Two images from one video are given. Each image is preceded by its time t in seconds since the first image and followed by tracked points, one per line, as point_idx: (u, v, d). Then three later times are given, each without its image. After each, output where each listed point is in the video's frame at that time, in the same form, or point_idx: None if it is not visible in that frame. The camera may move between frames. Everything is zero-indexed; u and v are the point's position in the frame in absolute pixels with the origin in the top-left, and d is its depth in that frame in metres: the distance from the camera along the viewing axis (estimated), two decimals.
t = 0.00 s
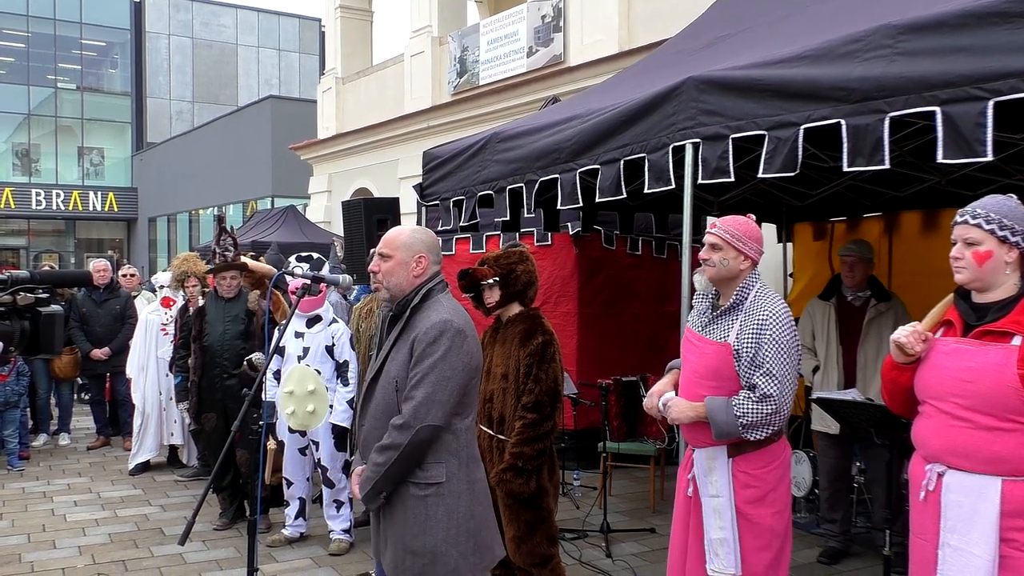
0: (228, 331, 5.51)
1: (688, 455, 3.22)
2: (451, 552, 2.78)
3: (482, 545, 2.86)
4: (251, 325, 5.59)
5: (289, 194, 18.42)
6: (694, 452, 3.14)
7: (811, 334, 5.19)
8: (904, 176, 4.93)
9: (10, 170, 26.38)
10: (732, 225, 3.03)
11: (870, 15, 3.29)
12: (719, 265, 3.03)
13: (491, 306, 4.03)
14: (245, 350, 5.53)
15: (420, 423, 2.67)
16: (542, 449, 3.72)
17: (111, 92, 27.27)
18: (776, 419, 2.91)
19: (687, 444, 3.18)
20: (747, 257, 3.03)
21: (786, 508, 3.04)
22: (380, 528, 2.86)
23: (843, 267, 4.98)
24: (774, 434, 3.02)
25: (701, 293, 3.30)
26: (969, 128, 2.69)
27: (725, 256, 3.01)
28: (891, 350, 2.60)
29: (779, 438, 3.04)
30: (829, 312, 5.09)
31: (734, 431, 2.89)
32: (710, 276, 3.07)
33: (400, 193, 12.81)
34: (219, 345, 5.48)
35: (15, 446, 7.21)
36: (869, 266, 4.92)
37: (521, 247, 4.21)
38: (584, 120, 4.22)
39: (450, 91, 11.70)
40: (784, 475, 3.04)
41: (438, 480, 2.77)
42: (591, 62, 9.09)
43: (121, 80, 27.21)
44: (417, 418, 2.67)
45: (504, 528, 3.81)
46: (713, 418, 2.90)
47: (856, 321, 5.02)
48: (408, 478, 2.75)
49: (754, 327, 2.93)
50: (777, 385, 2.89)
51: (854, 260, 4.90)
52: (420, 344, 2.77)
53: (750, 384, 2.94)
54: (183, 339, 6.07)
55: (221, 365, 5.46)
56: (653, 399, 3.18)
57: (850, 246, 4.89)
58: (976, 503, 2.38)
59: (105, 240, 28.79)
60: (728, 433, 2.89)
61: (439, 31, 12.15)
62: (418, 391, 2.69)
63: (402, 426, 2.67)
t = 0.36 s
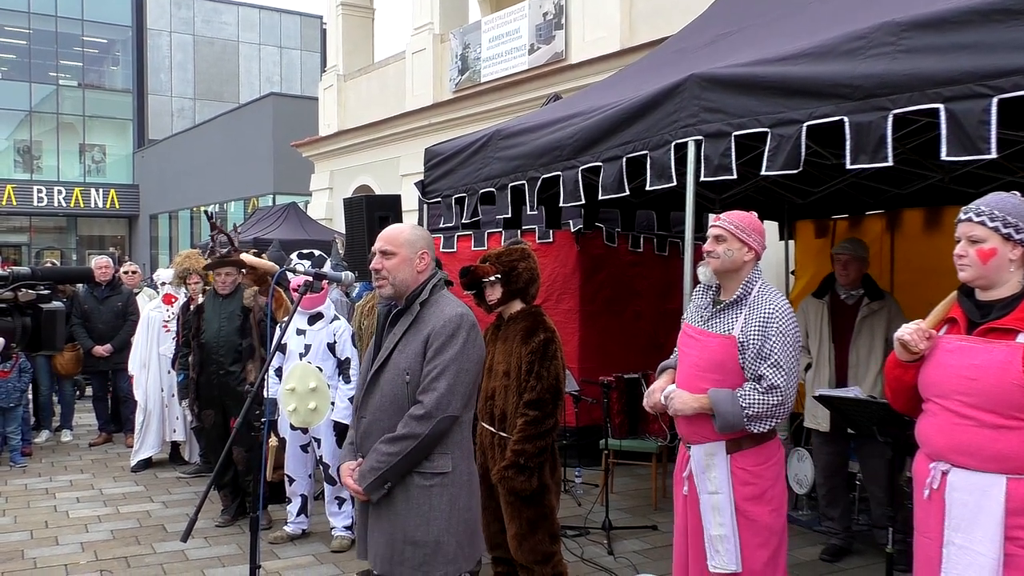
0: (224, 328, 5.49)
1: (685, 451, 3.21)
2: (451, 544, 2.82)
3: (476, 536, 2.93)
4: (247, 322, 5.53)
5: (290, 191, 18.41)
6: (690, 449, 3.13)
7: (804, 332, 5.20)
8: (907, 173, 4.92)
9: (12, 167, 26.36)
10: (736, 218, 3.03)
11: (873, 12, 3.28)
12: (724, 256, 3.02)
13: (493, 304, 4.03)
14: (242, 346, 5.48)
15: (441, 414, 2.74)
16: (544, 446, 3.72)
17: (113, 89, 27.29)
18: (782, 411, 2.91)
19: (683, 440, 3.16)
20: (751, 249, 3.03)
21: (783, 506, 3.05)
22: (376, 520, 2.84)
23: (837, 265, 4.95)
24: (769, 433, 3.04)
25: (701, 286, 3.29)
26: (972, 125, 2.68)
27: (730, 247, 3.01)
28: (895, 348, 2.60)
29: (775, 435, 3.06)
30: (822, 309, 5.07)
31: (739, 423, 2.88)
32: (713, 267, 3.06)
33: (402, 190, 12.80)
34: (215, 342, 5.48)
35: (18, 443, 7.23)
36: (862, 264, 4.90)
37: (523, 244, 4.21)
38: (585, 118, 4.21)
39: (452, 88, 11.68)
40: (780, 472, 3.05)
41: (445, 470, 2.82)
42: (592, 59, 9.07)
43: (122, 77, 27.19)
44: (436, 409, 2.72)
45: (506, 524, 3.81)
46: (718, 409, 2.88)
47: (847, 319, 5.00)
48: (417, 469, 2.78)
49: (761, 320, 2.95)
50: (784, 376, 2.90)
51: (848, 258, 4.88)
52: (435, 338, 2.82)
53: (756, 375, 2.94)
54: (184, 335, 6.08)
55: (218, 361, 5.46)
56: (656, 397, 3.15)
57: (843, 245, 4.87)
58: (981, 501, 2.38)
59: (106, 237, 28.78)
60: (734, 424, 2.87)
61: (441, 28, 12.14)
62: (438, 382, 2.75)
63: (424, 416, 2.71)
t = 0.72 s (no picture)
0: (219, 327, 5.50)
1: (679, 448, 3.18)
2: (469, 530, 2.89)
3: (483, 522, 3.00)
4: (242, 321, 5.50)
5: (290, 189, 18.40)
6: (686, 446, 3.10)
7: (801, 331, 5.18)
8: (907, 172, 4.91)
9: (11, 165, 26.33)
10: (721, 214, 3.06)
11: (875, 10, 3.27)
12: (717, 251, 3.01)
13: (493, 303, 4.03)
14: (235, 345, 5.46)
15: (458, 402, 2.81)
16: (543, 445, 3.72)
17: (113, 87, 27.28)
18: (780, 391, 2.95)
19: (678, 436, 3.13)
20: (735, 242, 3.06)
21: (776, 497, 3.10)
22: (389, 520, 2.82)
23: (833, 264, 4.95)
24: (762, 424, 3.08)
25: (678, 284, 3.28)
26: (973, 124, 2.67)
27: (721, 241, 3.02)
28: (895, 346, 2.59)
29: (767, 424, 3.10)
30: (819, 309, 5.06)
31: (742, 406, 2.90)
32: (706, 262, 3.04)
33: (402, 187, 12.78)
34: (212, 340, 5.49)
35: (17, 440, 7.23)
36: (858, 262, 4.89)
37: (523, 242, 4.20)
38: (586, 116, 4.20)
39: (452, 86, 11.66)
40: (773, 465, 3.10)
41: (459, 459, 2.89)
42: (593, 57, 9.06)
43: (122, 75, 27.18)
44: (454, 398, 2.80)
45: (506, 523, 3.81)
46: (722, 396, 2.88)
47: (844, 318, 4.99)
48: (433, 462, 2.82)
49: (750, 306, 2.99)
50: (780, 356, 2.95)
51: (845, 257, 4.87)
52: (443, 331, 2.88)
53: (752, 358, 2.98)
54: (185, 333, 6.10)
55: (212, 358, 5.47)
56: (654, 392, 3.10)
57: (840, 244, 4.86)
58: (979, 500, 2.38)
59: (106, 235, 28.74)
60: (738, 408, 2.89)
61: (442, 26, 12.11)
62: (452, 371, 2.82)
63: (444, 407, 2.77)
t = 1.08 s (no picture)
0: (219, 323, 5.49)
1: (682, 448, 3.16)
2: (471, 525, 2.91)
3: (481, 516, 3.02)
4: (241, 318, 5.51)
5: (291, 186, 18.39)
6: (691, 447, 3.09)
7: (807, 330, 5.16)
8: (908, 170, 4.91)
9: (12, 161, 26.33)
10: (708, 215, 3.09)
11: (876, 8, 3.27)
12: (709, 250, 3.03)
13: (493, 301, 4.02)
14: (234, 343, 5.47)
15: (463, 397, 2.84)
16: (543, 442, 3.72)
17: (114, 83, 27.30)
18: (782, 382, 2.99)
19: (682, 436, 3.12)
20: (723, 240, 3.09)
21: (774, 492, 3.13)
22: (386, 516, 2.83)
23: (838, 261, 4.95)
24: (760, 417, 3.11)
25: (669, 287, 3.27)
26: (974, 122, 2.67)
27: (713, 242, 3.04)
28: (895, 341, 2.59)
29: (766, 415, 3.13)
30: (825, 307, 5.06)
31: (749, 401, 2.92)
32: (701, 263, 3.04)
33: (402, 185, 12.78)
34: (212, 336, 5.49)
35: (17, 437, 7.24)
36: (863, 260, 4.87)
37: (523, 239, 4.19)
38: (586, 113, 4.20)
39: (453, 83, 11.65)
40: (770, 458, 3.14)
41: (459, 453, 2.91)
42: (594, 54, 9.06)
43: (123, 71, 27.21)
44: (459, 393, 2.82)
45: (505, 521, 3.81)
46: (729, 393, 2.89)
47: (851, 316, 4.99)
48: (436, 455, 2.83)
49: (746, 301, 3.00)
50: (780, 347, 2.99)
51: (851, 254, 4.87)
52: (449, 327, 2.90)
53: (752, 352, 2.99)
54: (189, 330, 6.12)
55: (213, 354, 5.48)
56: (657, 393, 3.07)
57: (845, 240, 4.85)
58: (979, 497, 2.37)
59: (107, 232, 28.74)
60: (747, 403, 2.91)
61: (442, 23, 12.11)
62: (458, 366, 2.84)
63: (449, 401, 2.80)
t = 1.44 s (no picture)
0: (221, 322, 5.50)
1: (671, 445, 3.18)
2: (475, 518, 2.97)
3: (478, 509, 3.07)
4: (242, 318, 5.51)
5: (290, 184, 18.37)
6: (680, 444, 3.11)
7: (814, 327, 5.19)
8: (908, 169, 4.91)
9: (12, 160, 26.32)
10: (724, 217, 3.06)
11: (876, 7, 3.27)
12: (720, 253, 3.03)
13: (493, 301, 4.03)
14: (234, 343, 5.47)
15: (468, 394, 2.89)
16: (543, 441, 3.72)
17: (114, 81, 27.31)
18: (774, 394, 2.96)
19: (672, 432, 3.14)
20: (736, 243, 3.08)
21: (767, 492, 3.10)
22: (395, 515, 2.83)
23: (846, 260, 4.94)
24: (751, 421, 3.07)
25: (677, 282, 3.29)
26: (974, 120, 2.67)
27: (725, 245, 3.03)
28: (895, 340, 2.59)
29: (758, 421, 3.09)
30: (833, 305, 5.07)
31: (738, 409, 2.90)
32: (710, 266, 3.04)
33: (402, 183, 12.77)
34: (215, 336, 5.51)
35: (17, 435, 7.25)
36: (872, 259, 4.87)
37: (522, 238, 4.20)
38: (586, 112, 4.20)
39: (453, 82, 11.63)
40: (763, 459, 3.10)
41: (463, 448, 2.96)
42: (594, 53, 9.05)
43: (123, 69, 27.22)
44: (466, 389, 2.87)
45: (506, 519, 3.81)
46: (719, 397, 2.88)
47: (859, 316, 4.98)
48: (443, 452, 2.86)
49: (749, 307, 2.98)
50: (778, 358, 2.95)
51: (858, 253, 4.86)
52: (451, 325, 2.94)
53: (749, 360, 2.97)
54: (194, 328, 6.14)
55: (214, 353, 5.50)
56: (643, 387, 3.10)
57: (852, 240, 4.85)
58: (979, 496, 2.38)
59: (107, 230, 28.72)
60: (735, 410, 2.90)
61: (442, 21, 12.10)
62: (463, 364, 2.89)
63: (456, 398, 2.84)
